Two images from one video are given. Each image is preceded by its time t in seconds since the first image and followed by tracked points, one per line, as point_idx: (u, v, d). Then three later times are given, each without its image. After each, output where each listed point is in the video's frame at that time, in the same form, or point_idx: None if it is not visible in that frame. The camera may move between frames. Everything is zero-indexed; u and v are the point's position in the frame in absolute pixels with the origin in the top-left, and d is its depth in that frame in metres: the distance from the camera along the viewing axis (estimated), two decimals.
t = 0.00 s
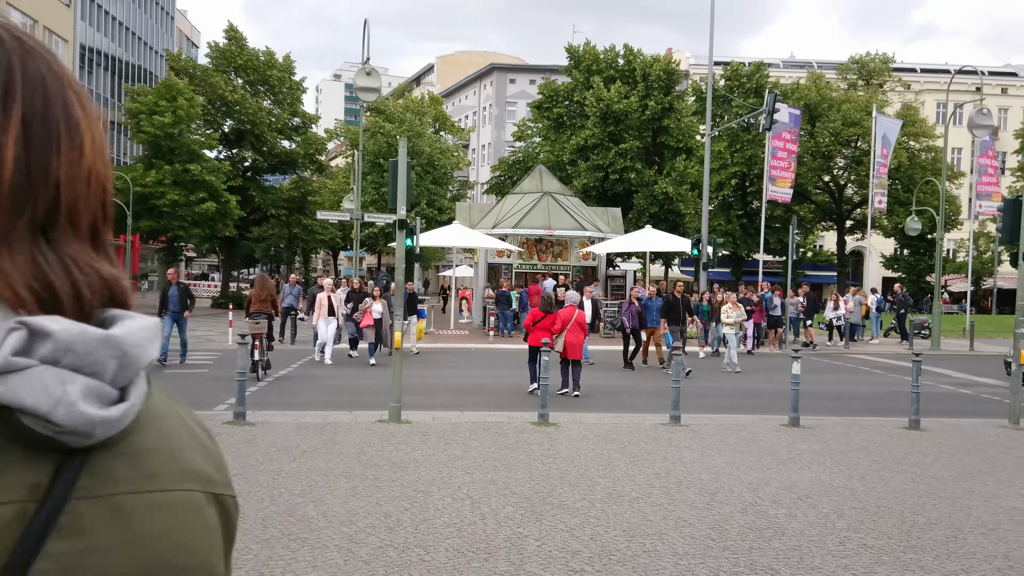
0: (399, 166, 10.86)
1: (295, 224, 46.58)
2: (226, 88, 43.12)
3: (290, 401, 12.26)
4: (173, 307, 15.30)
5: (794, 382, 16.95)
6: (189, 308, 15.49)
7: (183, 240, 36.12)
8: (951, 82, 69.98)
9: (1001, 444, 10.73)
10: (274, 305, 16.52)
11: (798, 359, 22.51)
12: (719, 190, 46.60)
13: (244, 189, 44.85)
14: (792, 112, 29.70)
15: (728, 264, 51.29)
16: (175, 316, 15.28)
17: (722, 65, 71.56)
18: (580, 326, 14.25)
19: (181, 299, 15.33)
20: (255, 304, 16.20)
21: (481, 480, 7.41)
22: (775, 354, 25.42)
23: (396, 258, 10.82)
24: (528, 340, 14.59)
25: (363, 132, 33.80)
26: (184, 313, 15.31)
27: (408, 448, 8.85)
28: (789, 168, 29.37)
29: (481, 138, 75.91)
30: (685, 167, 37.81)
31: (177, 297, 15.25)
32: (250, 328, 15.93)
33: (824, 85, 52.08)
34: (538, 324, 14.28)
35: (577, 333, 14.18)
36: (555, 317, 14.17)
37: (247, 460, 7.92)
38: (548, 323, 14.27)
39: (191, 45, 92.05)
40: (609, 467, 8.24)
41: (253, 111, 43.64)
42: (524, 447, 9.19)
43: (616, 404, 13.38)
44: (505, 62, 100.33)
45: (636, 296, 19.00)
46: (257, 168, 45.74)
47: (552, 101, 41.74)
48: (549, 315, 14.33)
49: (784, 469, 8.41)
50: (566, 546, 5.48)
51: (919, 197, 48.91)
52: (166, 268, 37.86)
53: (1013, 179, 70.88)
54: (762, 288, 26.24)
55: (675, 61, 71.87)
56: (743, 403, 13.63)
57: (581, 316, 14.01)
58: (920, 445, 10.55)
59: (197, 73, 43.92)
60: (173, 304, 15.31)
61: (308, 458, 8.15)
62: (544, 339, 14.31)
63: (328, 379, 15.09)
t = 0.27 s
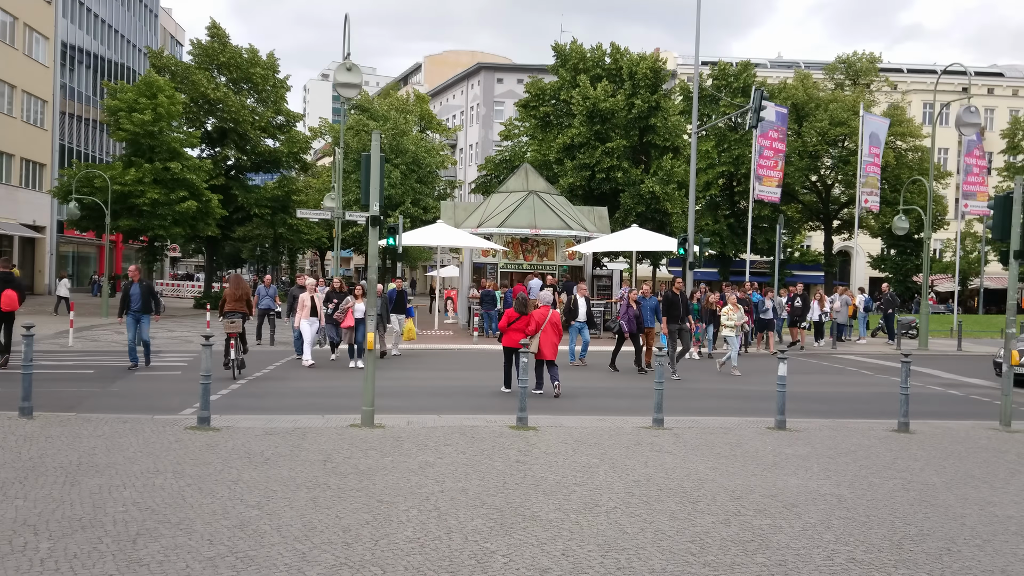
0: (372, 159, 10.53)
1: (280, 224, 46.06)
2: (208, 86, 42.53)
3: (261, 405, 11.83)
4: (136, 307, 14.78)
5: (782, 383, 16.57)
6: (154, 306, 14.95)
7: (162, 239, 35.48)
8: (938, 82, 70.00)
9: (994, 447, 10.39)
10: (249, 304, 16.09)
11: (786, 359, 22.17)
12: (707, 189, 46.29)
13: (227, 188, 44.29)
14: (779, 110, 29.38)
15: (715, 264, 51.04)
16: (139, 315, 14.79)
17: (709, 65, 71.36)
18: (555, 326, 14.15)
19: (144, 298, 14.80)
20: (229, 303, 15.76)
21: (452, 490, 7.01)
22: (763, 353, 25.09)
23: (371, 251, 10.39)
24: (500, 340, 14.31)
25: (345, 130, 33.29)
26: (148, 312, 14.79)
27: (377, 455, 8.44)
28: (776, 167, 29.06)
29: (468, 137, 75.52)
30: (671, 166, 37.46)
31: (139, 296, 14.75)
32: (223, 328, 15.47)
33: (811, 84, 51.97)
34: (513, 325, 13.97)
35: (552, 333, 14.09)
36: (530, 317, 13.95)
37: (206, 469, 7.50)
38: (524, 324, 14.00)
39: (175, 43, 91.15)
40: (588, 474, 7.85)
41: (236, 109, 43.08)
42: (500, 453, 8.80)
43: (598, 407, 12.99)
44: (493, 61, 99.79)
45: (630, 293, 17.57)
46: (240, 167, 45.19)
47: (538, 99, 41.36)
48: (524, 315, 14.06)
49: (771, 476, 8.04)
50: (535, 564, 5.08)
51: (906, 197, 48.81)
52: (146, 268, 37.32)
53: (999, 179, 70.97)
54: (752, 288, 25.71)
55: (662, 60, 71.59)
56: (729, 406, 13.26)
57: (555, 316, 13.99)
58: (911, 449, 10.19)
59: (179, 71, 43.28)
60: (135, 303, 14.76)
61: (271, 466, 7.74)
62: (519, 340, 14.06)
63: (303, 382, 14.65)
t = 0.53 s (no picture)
0: (352, 154, 10.23)
1: (272, 224, 45.62)
2: (198, 84, 42.04)
3: (238, 410, 11.47)
4: (105, 309, 14.35)
5: (778, 385, 16.21)
6: (125, 309, 14.50)
7: (150, 239, 35.00)
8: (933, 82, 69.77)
9: (994, 454, 10.07)
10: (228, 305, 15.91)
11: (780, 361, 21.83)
12: (701, 189, 45.96)
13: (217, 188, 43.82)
14: (774, 109, 29.00)
15: (709, 265, 50.73)
16: (109, 318, 14.34)
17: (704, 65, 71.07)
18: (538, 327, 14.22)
19: (114, 300, 14.36)
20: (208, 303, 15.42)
21: (428, 501, 6.66)
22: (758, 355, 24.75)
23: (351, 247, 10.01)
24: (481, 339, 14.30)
25: (335, 129, 32.85)
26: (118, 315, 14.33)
27: (353, 463, 8.09)
28: (770, 167, 28.69)
29: (462, 137, 75.13)
30: (665, 165, 37.09)
31: (109, 298, 14.34)
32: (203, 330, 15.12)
33: (807, 84, 51.68)
34: (494, 323, 13.92)
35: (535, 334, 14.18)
36: (513, 315, 14.01)
37: (170, 479, 7.15)
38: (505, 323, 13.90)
39: (166, 41, 90.53)
40: (572, 483, 7.51)
41: (226, 107, 42.62)
42: (482, 461, 8.43)
43: (587, 411, 12.63)
44: (487, 61, 99.39)
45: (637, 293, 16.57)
46: (230, 165, 44.70)
47: (532, 98, 40.98)
48: (506, 313, 14.02)
49: (763, 486, 7.71)
50: None
51: (901, 197, 48.53)
52: (134, 268, 36.87)
53: (994, 179, 70.78)
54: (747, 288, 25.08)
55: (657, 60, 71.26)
56: (721, 410, 12.90)
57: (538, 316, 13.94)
58: (910, 456, 9.85)
59: (168, 69, 42.81)
60: (105, 305, 14.35)
61: (240, 476, 7.39)
62: (501, 338, 14.05)
63: (285, 385, 14.27)
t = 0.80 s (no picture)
0: (337, 148, 9.88)
1: (270, 223, 45.24)
2: (194, 81, 41.66)
3: (223, 414, 11.08)
4: (81, 307, 13.96)
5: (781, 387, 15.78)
6: (100, 308, 14.14)
7: (145, 237, 34.61)
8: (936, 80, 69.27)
9: (1008, 459, 9.65)
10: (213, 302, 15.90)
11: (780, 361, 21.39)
12: (702, 188, 45.52)
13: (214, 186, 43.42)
14: (775, 106, 28.58)
15: (711, 265, 50.31)
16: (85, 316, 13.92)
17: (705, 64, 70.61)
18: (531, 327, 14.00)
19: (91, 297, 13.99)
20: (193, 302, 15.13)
21: (412, 513, 6.26)
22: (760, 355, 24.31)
23: (337, 242, 9.59)
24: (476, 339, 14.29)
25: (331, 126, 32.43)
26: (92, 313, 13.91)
27: (335, 471, 7.71)
28: (772, 165, 28.26)
29: (462, 136, 74.72)
30: (666, 163, 36.64)
31: (84, 295, 13.97)
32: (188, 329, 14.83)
33: (809, 82, 51.27)
34: (486, 324, 13.84)
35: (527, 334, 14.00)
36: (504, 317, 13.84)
37: (140, 489, 6.78)
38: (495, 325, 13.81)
39: (165, 40, 90.10)
40: (566, 492, 7.12)
41: (223, 105, 42.24)
42: (473, 468, 8.03)
43: (584, 414, 12.21)
44: (487, 60, 99.01)
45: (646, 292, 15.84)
46: (228, 164, 44.31)
47: (531, 96, 40.57)
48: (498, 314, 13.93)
49: (767, 494, 7.32)
50: None
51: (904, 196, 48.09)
52: (128, 267, 36.46)
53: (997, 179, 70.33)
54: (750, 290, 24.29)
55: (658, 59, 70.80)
56: (723, 414, 12.48)
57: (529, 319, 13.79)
58: (920, 461, 9.43)
59: (164, 67, 42.42)
60: (80, 303, 13.97)
61: (214, 485, 7.03)
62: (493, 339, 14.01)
63: (274, 387, 13.88)
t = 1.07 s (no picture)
0: (327, 142, 9.51)
1: (269, 224, 44.85)
2: (192, 80, 41.30)
3: (211, 418, 10.70)
4: (56, 310, 13.57)
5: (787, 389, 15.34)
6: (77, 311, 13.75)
7: (140, 237, 34.23)
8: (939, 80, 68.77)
9: None
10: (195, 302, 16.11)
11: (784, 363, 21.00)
12: (705, 188, 45.09)
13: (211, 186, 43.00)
14: (778, 104, 28.08)
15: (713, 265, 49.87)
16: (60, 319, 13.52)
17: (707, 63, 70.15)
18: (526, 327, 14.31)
19: (67, 300, 13.61)
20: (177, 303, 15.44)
21: (399, 528, 5.87)
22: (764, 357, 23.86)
23: (326, 241, 9.23)
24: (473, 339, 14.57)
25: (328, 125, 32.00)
26: (67, 315, 13.51)
27: (322, 481, 7.33)
28: (775, 163, 27.71)
29: (463, 137, 74.32)
30: (668, 163, 36.18)
31: (59, 297, 13.60)
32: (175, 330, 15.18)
33: (812, 81, 50.83)
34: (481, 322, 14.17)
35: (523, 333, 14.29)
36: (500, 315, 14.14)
37: (112, 501, 6.41)
38: (490, 320, 13.95)
39: (165, 39, 89.69)
40: (564, 503, 6.73)
41: (220, 104, 41.83)
42: (467, 476, 7.64)
43: (584, 418, 11.82)
44: (488, 59, 98.62)
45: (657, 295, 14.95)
46: (225, 163, 43.89)
47: (532, 95, 40.17)
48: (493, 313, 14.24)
49: (776, 506, 6.93)
50: None
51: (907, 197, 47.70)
52: (124, 268, 36.09)
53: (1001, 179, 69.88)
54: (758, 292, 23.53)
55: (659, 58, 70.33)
56: (728, 418, 12.08)
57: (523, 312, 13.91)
58: (934, 469, 9.01)
59: (161, 66, 42.03)
60: (55, 306, 13.59)
61: (191, 496, 6.65)
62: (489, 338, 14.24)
63: (265, 390, 13.51)
